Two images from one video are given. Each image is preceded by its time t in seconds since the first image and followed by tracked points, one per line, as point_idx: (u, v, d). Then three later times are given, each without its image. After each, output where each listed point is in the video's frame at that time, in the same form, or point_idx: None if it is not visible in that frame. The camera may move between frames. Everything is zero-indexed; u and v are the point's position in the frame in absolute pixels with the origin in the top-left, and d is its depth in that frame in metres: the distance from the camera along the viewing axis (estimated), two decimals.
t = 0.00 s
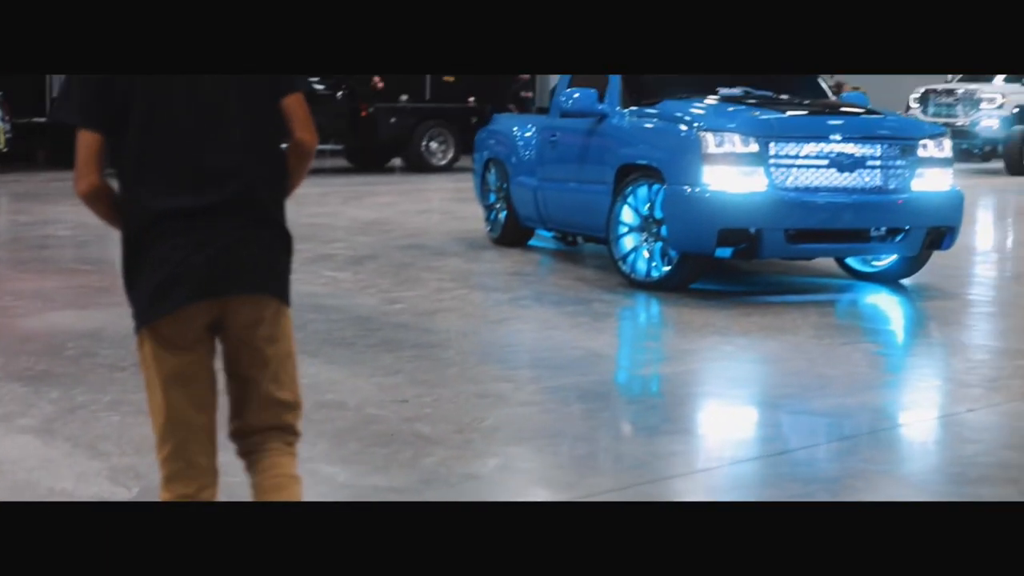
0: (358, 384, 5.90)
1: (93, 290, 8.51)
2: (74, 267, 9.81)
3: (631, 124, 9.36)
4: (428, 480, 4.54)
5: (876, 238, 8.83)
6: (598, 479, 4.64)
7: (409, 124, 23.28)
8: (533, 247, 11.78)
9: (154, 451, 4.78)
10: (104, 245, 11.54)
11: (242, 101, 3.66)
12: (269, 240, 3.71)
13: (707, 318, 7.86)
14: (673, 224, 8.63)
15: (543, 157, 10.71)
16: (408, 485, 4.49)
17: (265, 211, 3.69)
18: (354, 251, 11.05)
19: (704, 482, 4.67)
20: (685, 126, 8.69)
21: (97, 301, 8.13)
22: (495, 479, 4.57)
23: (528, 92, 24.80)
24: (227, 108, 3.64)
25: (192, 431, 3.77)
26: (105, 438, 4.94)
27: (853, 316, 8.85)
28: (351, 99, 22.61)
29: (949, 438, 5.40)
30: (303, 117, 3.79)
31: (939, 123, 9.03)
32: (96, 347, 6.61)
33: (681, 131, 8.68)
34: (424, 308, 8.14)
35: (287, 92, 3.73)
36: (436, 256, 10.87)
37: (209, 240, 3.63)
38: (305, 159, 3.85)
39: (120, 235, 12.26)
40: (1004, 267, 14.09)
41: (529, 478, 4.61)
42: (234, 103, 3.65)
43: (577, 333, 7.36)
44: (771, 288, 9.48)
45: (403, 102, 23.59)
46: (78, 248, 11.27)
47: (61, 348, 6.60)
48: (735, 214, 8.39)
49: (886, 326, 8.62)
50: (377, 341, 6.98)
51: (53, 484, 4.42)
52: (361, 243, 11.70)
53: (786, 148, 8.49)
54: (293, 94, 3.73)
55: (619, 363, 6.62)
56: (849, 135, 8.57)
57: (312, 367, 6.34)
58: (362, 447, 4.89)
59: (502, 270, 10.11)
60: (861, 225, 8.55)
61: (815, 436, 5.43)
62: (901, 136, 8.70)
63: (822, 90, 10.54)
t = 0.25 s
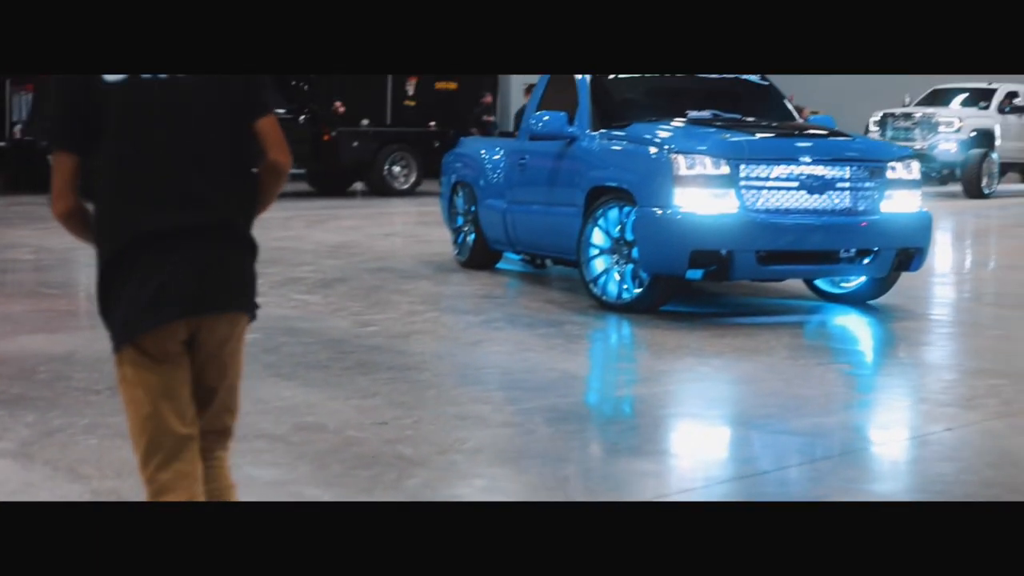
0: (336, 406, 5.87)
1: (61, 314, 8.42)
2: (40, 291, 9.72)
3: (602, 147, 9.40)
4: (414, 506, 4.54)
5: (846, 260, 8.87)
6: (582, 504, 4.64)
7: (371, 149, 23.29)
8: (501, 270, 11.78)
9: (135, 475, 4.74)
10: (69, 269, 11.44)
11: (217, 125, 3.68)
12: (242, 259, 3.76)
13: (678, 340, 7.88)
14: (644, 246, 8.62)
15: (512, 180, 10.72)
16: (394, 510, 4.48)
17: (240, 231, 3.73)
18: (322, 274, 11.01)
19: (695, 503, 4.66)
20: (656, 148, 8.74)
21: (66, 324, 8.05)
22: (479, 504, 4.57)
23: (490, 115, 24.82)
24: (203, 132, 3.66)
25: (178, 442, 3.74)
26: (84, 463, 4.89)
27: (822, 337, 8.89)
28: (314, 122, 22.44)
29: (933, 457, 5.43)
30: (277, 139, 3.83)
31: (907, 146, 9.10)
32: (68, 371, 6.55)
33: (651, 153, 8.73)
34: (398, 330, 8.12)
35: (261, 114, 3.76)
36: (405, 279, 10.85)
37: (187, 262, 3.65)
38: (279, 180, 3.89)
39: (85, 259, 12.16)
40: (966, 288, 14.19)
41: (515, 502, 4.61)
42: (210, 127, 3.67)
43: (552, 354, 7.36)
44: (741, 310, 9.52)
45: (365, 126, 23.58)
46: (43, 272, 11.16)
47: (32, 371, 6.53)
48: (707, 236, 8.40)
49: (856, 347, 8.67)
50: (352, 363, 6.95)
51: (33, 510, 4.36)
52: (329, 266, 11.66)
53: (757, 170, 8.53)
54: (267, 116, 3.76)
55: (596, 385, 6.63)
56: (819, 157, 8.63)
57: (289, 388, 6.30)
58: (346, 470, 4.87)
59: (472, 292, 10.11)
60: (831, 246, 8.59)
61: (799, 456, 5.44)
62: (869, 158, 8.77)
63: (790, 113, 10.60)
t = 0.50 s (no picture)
0: (316, 424, 5.84)
1: (29, 334, 8.35)
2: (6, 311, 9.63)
3: (574, 166, 9.43)
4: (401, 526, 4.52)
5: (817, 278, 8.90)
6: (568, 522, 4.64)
7: (333, 169, 23.26)
8: (470, 289, 11.77)
9: (117, 495, 4.70)
10: (34, 289, 11.34)
11: (191, 143, 3.67)
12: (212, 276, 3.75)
13: (650, 358, 7.89)
14: (616, 264, 8.63)
15: (482, 199, 10.73)
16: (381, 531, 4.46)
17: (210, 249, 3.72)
18: (291, 294, 10.97)
19: (681, 516, 4.66)
20: (627, 167, 8.77)
21: (35, 345, 7.97)
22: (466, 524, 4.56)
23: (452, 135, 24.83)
24: (178, 151, 3.64)
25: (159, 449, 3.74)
26: (64, 482, 4.84)
27: (792, 355, 8.92)
28: (277, 143, 22.36)
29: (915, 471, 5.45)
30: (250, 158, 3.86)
31: (875, 165, 9.18)
32: (41, 390, 6.49)
33: (623, 172, 8.76)
34: (371, 349, 8.10)
35: (235, 132, 3.77)
36: (374, 299, 10.83)
37: (158, 280, 3.63)
38: (255, 197, 3.95)
39: (50, 279, 12.06)
40: (929, 306, 14.28)
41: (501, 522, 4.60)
42: (185, 146, 3.65)
43: (527, 372, 7.35)
44: (712, 328, 9.54)
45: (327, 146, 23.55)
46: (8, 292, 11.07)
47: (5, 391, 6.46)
48: (679, 254, 8.41)
49: (826, 363, 8.71)
50: (328, 382, 6.92)
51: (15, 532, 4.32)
52: (296, 286, 11.62)
53: (729, 188, 8.56)
54: (241, 135, 3.77)
55: (574, 403, 6.62)
56: (790, 175, 8.68)
57: (266, 407, 6.27)
58: (330, 490, 4.85)
59: (443, 311, 10.09)
60: (803, 264, 8.62)
61: (782, 471, 5.45)
62: (839, 177, 8.83)
63: (758, 131, 10.65)
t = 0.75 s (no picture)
0: (297, 439, 5.80)
1: None
2: None
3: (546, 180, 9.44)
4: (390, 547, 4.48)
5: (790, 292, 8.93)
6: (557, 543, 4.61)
7: (297, 186, 23.21)
8: (440, 305, 11.74)
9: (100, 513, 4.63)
10: None
11: (164, 160, 3.59)
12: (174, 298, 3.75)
13: (623, 372, 7.89)
14: (591, 278, 8.63)
15: (453, 214, 10.72)
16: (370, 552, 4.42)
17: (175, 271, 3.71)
18: (260, 310, 10.91)
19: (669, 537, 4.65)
20: (600, 182, 8.79)
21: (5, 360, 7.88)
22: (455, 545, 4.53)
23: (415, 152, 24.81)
24: (152, 174, 3.56)
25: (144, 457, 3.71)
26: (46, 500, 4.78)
27: (763, 368, 8.94)
28: (239, 159, 22.27)
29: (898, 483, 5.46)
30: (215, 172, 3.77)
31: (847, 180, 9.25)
32: (15, 406, 6.42)
33: (596, 187, 8.78)
34: (346, 364, 8.05)
35: (203, 151, 3.71)
36: (344, 314, 10.78)
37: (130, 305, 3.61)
38: (225, 211, 3.82)
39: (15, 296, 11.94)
40: (895, 321, 14.34)
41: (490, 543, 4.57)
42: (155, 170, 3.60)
43: (504, 386, 7.33)
44: (684, 343, 9.56)
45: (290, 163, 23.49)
46: None
47: None
48: (654, 268, 8.41)
49: (798, 376, 8.73)
50: (304, 397, 6.87)
51: None
52: (265, 302, 11.56)
53: (702, 203, 8.59)
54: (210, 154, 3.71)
55: (551, 418, 6.61)
56: (762, 189, 8.72)
57: (245, 422, 6.22)
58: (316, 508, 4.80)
59: (414, 326, 10.06)
60: (777, 277, 8.64)
61: (764, 483, 5.45)
62: (811, 191, 8.87)
63: (728, 146, 10.68)
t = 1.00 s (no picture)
0: (280, 450, 5.78)
1: None
2: None
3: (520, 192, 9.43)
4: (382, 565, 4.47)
5: (765, 303, 8.95)
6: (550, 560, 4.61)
7: (263, 200, 23.14)
8: (411, 317, 11.72)
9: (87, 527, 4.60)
10: None
11: (126, 164, 3.64)
12: (136, 302, 3.76)
13: (600, 382, 7.89)
14: (567, 290, 8.62)
15: (426, 227, 10.70)
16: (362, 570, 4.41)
17: (136, 274, 3.72)
18: (232, 323, 10.86)
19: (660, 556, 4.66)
20: (575, 193, 8.79)
21: None
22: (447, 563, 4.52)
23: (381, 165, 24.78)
24: (114, 176, 3.61)
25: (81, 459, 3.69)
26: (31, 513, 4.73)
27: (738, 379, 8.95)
28: (205, 172, 22.19)
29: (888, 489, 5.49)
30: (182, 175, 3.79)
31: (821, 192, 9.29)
32: None
33: (572, 198, 8.78)
34: (323, 376, 8.02)
35: (168, 154, 3.74)
36: (316, 327, 10.74)
37: (92, 305, 3.62)
38: (194, 215, 3.84)
39: None
40: (863, 332, 14.41)
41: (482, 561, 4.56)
42: (119, 173, 3.62)
43: (483, 397, 7.32)
44: (660, 354, 9.56)
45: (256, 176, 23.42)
46: None
47: None
48: (631, 279, 8.41)
49: (773, 386, 8.75)
50: (284, 408, 6.84)
51: None
52: (236, 314, 11.50)
53: (678, 214, 8.60)
54: (175, 155, 3.74)
55: (532, 428, 6.60)
56: (738, 200, 8.74)
57: (226, 434, 6.18)
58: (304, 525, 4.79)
59: (387, 339, 10.04)
60: (753, 288, 8.66)
61: (750, 492, 5.46)
62: (785, 202, 8.90)
63: (700, 158, 10.71)
